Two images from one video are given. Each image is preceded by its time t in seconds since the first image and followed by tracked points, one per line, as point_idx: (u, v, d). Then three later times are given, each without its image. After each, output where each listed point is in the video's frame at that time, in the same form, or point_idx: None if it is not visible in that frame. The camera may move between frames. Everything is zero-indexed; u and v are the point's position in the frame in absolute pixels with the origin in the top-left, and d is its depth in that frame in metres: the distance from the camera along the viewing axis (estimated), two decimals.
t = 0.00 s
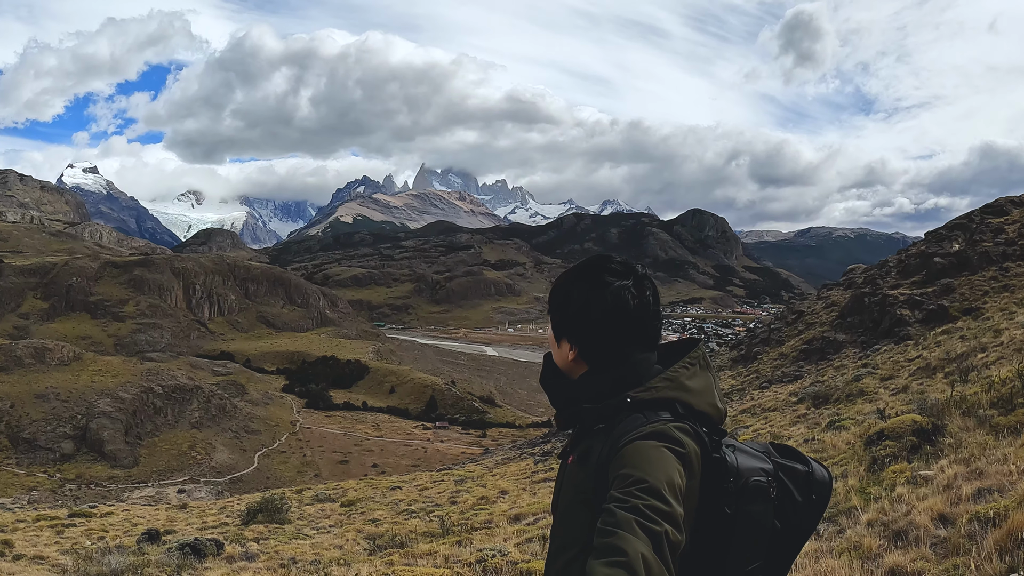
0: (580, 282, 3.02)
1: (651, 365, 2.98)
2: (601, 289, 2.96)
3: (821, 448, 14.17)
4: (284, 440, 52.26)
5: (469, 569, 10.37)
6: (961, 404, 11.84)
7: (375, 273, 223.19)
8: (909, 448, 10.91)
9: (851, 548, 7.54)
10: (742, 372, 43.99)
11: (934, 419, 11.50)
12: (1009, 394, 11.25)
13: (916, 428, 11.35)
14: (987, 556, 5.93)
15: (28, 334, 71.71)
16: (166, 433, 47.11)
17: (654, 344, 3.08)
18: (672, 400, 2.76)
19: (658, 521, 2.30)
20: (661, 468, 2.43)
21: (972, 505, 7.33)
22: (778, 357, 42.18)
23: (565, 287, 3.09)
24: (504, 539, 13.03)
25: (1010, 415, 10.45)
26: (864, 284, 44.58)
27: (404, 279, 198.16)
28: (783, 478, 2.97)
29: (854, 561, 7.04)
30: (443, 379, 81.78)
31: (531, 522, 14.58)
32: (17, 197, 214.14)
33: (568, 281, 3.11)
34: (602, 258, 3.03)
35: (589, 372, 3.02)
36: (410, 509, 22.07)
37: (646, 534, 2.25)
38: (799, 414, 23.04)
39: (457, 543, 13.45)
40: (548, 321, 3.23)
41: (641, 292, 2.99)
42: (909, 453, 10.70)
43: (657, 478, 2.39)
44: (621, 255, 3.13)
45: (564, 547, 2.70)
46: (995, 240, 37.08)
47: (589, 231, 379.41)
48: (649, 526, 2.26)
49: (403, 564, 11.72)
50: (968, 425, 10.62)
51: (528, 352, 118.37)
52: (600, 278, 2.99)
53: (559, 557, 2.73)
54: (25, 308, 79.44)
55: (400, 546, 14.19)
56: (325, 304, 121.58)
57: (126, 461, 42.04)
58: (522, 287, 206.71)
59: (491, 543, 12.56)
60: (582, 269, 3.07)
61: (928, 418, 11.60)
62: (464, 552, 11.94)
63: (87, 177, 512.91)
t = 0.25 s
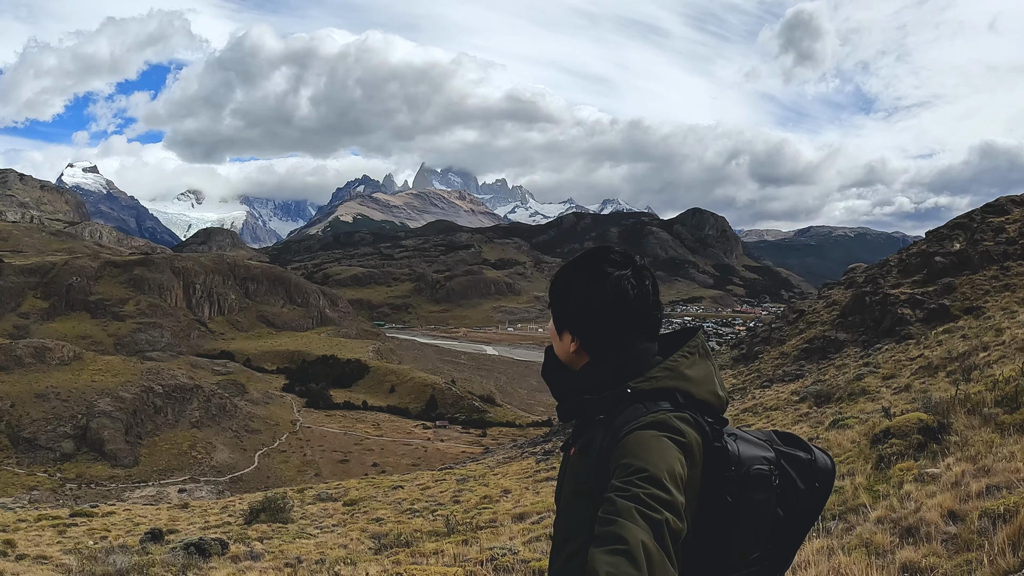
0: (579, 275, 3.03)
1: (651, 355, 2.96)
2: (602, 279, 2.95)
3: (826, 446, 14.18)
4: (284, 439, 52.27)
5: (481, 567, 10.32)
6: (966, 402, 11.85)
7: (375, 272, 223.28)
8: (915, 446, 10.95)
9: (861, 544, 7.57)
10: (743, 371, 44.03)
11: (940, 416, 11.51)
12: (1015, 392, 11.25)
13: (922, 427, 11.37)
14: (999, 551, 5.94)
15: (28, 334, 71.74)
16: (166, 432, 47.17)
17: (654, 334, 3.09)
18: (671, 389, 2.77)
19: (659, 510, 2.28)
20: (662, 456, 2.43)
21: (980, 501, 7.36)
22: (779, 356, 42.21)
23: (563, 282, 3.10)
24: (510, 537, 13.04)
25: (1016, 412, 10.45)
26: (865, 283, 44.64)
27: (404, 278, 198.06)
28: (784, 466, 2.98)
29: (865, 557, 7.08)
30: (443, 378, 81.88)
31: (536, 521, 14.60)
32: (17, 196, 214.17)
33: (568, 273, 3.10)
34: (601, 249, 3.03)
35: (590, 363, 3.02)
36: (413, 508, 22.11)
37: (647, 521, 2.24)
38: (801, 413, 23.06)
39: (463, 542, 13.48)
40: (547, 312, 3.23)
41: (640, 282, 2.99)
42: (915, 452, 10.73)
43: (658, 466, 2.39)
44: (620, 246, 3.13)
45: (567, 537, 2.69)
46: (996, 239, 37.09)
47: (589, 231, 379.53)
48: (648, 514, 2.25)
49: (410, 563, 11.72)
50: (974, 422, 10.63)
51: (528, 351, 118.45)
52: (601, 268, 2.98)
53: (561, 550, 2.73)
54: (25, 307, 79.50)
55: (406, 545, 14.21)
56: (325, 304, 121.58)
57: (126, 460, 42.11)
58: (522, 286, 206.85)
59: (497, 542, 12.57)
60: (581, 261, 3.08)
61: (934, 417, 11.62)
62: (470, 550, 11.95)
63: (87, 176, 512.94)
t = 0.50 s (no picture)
0: (580, 278, 3.03)
1: (654, 357, 2.96)
2: (604, 282, 2.96)
3: (832, 445, 14.15)
4: (285, 438, 52.28)
5: (492, 567, 10.28)
6: (971, 401, 11.85)
7: (376, 271, 223.22)
8: (921, 444, 10.94)
9: (873, 541, 7.56)
10: (744, 370, 44.00)
11: (947, 415, 11.50)
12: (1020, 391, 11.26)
13: (928, 425, 11.35)
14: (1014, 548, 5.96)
15: (28, 332, 71.79)
16: (167, 431, 47.21)
17: (657, 336, 3.08)
18: (673, 394, 2.78)
19: (661, 514, 2.29)
20: (664, 460, 2.43)
21: (992, 499, 7.37)
22: (781, 355, 42.21)
23: (564, 286, 3.11)
24: (516, 536, 13.03)
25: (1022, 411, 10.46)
26: (867, 282, 44.62)
27: (404, 277, 197.96)
28: (789, 468, 2.97)
29: (877, 554, 7.07)
30: (443, 377, 81.86)
31: (541, 520, 14.58)
32: (17, 195, 214.16)
33: (569, 275, 3.11)
34: (602, 251, 3.04)
35: (593, 366, 3.02)
36: (416, 507, 22.10)
37: (649, 525, 2.24)
38: (804, 412, 23.04)
39: (469, 541, 13.48)
40: (549, 315, 3.24)
41: (641, 282, 2.99)
42: (923, 450, 10.72)
43: (660, 470, 2.39)
44: (622, 248, 3.13)
45: (571, 542, 2.70)
46: (998, 239, 37.07)
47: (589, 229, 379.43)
48: (651, 519, 2.26)
49: (417, 562, 11.71)
50: (980, 421, 10.64)
51: (528, 350, 118.49)
52: (603, 271, 2.99)
53: (566, 555, 2.73)
54: (25, 306, 79.58)
55: (412, 544, 14.22)
56: (325, 302, 121.57)
57: (127, 459, 42.16)
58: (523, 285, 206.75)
59: (503, 541, 12.55)
60: (582, 263, 3.08)
61: (941, 415, 11.63)
62: (478, 549, 11.94)
63: (88, 175, 512.94)
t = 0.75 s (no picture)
0: (576, 287, 3.05)
1: (654, 370, 2.97)
2: (604, 292, 2.96)
3: (838, 443, 14.14)
4: (285, 436, 52.35)
5: (502, 564, 10.26)
6: (977, 400, 11.84)
7: (376, 269, 223.30)
8: (929, 442, 10.94)
9: (886, 539, 7.55)
10: (746, 369, 43.99)
11: (955, 413, 11.46)
12: None
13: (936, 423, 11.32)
14: None
15: (29, 330, 71.89)
16: (168, 429, 47.29)
17: (658, 348, 3.08)
18: (674, 406, 2.78)
19: (661, 528, 2.29)
20: (663, 473, 2.44)
21: (1004, 497, 7.39)
22: (783, 353, 42.17)
23: (561, 294, 3.13)
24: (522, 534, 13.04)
25: None
26: (869, 281, 44.58)
27: (405, 274, 197.87)
28: (788, 479, 2.98)
29: (891, 551, 7.07)
30: (444, 375, 81.86)
31: (545, 518, 14.60)
32: (17, 191, 214.12)
33: (569, 284, 3.11)
34: (599, 262, 3.06)
35: (593, 378, 3.02)
36: (419, 505, 22.12)
37: (649, 538, 2.25)
38: (807, 410, 23.03)
39: (475, 539, 13.49)
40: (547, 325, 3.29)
41: (639, 291, 2.99)
42: (931, 447, 10.71)
43: (661, 483, 2.39)
44: (621, 260, 3.14)
45: (571, 554, 2.70)
46: (1000, 238, 37.00)
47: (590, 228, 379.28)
48: (651, 531, 2.26)
49: (424, 560, 11.73)
50: (987, 420, 10.65)
51: (529, 348, 118.50)
52: (602, 281, 3.00)
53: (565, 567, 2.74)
54: (26, 303, 79.65)
55: (417, 542, 14.26)
56: (326, 300, 121.63)
57: (128, 457, 42.25)
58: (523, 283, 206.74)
59: (508, 539, 12.55)
60: (582, 274, 3.08)
61: (948, 413, 11.62)
62: (484, 547, 11.95)
63: (88, 172, 512.96)
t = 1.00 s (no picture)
0: (573, 289, 3.05)
1: (650, 371, 2.99)
2: (600, 292, 2.99)
3: (844, 442, 14.14)
4: (286, 434, 52.41)
5: (514, 562, 10.22)
6: (984, 399, 11.84)
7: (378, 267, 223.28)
8: (937, 441, 10.93)
9: (899, 536, 7.52)
10: (748, 368, 43.97)
11: (962, 412, 11.45)
12: None
13: (944, 423, 11.30)
14: None
15: (30, 327, 72.00)
16: (169, 426, 47.37)
17: (654, 350, 3.10)
18: (673, 408, 2.79)
19: (662, 530, 2.29)
20: (663, 475, 2.44)
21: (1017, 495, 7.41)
22: (784, 353, 42.16)
23: (553, 296, 3.13)
24: (527, 533, 13.04)
25: None
26: (871, 281, 44.56)
27: (407, 273, 197.88)
28: (786, 484, 3.00)
29: (905, 548, 7.06)
30: (445, 373, 81.94)
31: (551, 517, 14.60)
32: (19, 189, 214.18)
33: (563, 284, 3.11)
34: (594, 262, 3.09)
35: (590, 380, 3.03)
36: (422, 503, 22.15)
37: (650, 541, 2.24)
38: (810, 410, 23.01)
39: (480, 537, 13.51)
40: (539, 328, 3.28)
41: (634, 291, 3.01)
42: (939, 446, 10.71)
43: (661, 485, 2.40)
44: (618, 264, 3.16)
45: (569, 557, 2.71)
46: (1003, 238, 36.96)
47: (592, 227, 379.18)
48: (652, 534, 2.26)
49: (430, 559, 11.72)
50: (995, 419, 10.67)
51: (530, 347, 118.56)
52: (597, 283, 3.02)
53: (561, 570, 2.74)
54: (27, 300, 79.82)
55: (422, 540, 14.28)
56: (327, 298, 121.68)
57: (128, 454, 42.33)
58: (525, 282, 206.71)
59: (514, 538, 12.56)
60: (577, 275, 3.10)
61: (957, 413, 11.59)
62: (491, 546, 11.95)
63: (90, 170, 512.83)
